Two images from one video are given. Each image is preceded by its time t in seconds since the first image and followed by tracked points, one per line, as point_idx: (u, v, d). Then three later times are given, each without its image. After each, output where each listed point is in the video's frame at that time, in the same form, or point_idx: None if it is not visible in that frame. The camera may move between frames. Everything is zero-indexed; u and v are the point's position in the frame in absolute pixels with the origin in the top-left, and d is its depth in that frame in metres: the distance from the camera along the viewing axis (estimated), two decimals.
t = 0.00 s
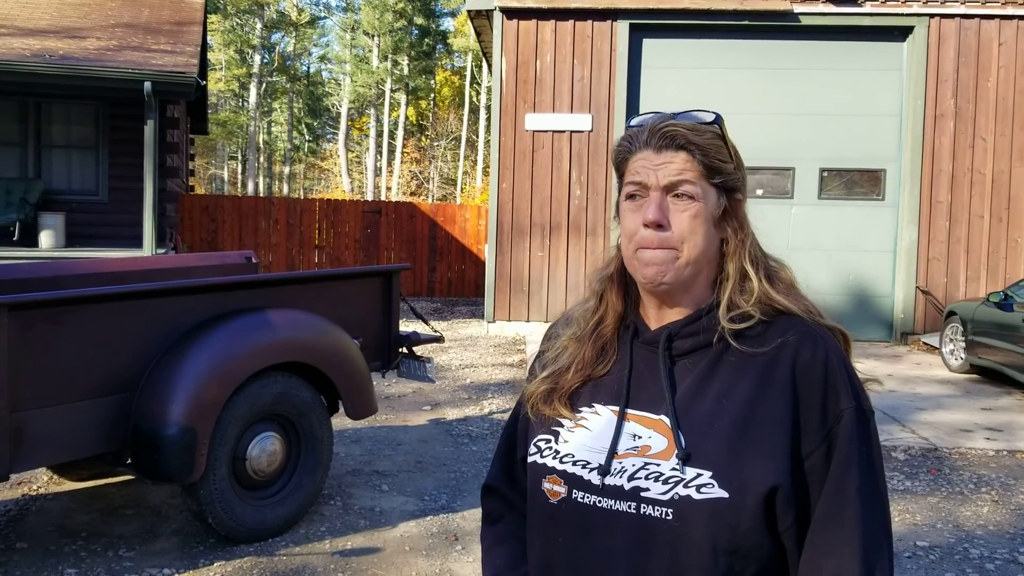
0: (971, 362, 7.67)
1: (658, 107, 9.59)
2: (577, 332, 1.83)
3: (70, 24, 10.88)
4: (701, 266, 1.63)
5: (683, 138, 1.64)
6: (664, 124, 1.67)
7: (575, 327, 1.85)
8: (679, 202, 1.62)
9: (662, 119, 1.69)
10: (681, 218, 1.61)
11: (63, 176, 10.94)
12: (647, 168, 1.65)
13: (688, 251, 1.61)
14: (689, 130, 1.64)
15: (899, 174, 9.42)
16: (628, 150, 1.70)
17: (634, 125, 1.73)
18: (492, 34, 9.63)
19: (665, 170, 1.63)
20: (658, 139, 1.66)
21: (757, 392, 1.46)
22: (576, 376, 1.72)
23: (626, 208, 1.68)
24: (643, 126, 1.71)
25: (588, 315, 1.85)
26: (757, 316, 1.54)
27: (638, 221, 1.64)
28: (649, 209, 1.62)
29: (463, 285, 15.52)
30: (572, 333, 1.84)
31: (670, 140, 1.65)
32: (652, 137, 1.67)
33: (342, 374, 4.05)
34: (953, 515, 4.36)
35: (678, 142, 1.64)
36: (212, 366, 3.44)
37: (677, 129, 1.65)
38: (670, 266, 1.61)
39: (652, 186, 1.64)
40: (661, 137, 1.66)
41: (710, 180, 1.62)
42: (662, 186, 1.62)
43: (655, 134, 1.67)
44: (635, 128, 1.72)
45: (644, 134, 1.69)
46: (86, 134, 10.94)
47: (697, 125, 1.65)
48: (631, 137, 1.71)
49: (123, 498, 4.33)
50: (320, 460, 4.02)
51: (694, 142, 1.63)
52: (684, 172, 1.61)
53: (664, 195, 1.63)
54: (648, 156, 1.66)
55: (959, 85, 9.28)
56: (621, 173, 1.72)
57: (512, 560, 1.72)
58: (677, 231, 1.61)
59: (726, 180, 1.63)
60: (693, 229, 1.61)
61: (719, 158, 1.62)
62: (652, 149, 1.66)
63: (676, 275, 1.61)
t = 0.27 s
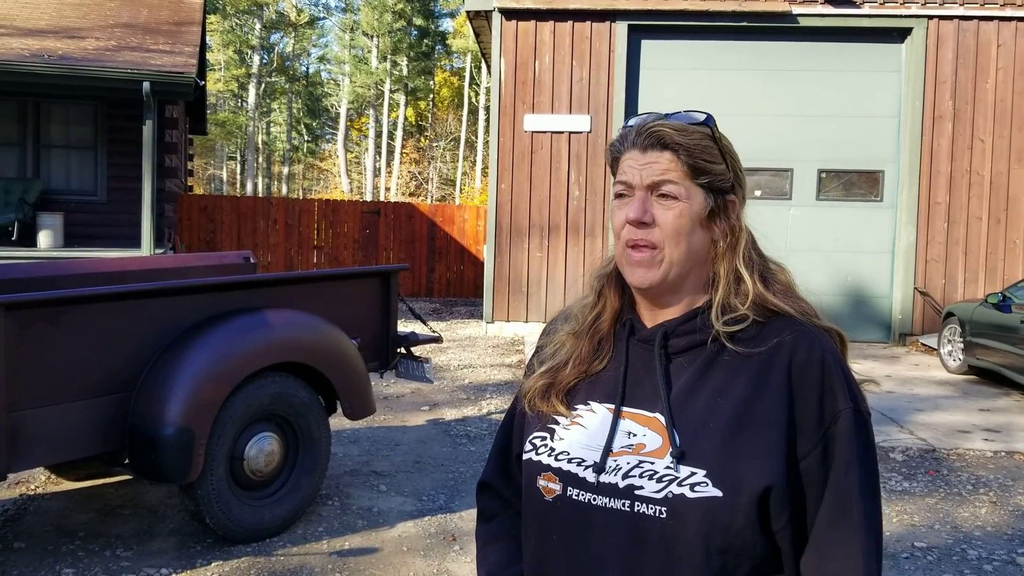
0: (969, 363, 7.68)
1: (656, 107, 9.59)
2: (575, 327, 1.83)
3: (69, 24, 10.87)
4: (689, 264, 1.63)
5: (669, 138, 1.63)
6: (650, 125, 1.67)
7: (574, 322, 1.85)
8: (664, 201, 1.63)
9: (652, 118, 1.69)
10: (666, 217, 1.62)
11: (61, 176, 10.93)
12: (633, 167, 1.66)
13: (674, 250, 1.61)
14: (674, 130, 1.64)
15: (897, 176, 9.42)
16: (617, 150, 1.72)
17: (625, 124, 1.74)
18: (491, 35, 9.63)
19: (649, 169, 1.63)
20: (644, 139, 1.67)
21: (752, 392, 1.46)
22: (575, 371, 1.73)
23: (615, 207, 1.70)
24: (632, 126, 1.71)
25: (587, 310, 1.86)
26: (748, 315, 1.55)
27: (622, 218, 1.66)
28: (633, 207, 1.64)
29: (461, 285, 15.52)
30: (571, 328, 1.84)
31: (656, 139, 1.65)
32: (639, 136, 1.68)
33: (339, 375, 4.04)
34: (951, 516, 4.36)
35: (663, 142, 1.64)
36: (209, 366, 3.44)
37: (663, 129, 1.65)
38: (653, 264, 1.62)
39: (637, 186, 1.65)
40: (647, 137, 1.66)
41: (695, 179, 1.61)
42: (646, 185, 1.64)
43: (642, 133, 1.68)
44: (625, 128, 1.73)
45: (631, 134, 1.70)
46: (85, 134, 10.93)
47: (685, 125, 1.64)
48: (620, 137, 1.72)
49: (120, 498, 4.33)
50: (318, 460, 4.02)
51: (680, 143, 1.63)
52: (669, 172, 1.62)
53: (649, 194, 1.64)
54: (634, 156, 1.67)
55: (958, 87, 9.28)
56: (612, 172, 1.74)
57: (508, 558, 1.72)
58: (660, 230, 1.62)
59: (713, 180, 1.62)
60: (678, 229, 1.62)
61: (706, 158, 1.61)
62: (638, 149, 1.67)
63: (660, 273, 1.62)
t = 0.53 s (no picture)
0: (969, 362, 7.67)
1: (656, 107, 9.59)
2: (574, 328, 1.83)
3: (68, 23, 10.87)
4: (693, 267, 1.63)
5: (674, 141, 1.63)
6: (655, 127, 1.66)
7: (572, 323, 1.85)
8: (670, 204, 1.62)
9: (655, 121, 1.68)
10: (672, 220, 1.61)
11: (61, 175, 10.93)
12: (638, 170, 1.65)
13: (679, 254, 1.61)
14: (680, 133, 1.64)
15: (897, 175, 9.42)
16: (621, 153, 1.71)
17: (628, 127, 1.73)
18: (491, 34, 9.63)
19: (655, 173, 1.63)
20: (649, 142, 1.66)
21: (753, 391, 1.46)
22: (573, 371, 1.72)
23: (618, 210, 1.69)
24: (635, 129, 1.71)
25: (585, 312, 1.85)
26: (749, 315, 1.55)
27: (628, 222, 1.65)
28: (639, 211, 1.63)
29: (461, 285, 15.52)
30: (569, 329, 1.84)
31: (660, 142, 1.65)
32: (643, 139, 1.67)
33: (339, 374, 4.05)
34: (950, 515, 4.36)
35: (669, 145, 1.63)
36: (210, 365, 3.44)
37: (669, 132, 1.64)
38: (658, 266, 1.62)
39: (642, 189, 1.64)
40: (652, 140, 1.66)
41: (701, 183, 1.61)
42: (652, 189, 1.63)
43: (646, 136, 1.67)
44: (627, 131, 1.72)
45: (635, 136, 1.69)
46: (85, 133, 10.93)
47: (689, 128, 1.65)
48: (624, 140, 1.71)
49: (120, 497, 4.33)
50: (317, 459, 4.02)
51: (686, 146, 1.63)
52: (676, 175, 1.61)
53: (654, 198, 1.63)
54: (639, 159, 1.66)
55: (958, 86, 9.28)
56: (614, 175, 1.73)
57: (507, 558, 1.72)
58: (667, 234, 1.62)
59: (718, 183, 1.62)
60: (684, 232, 1.61)
61: (711, 161, 1.62)
62: (642, 152, 1.66)
63: (664, 276, 1.62)
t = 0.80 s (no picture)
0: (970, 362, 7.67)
1: (657, 107, 9.59)
2: (576, 330, 1.83)
3: (69, 24, 10.87)
4: (697, 266, 1.63)
5: (677, 141, 1.63)
6: (657, 128, 1.66)
7: (574, 324, 1.85)
8: (673, 205, 1.62)
9: (657, 121, 1.68)
10: (677, 221, 1.61)
11: (62, 176, 10.93)
12: (641, 171, 1.65)
13: (684, 254, 1.61)
14: (683, 134, 1.63)
15: (899, 175, 9.42)
16: (623, 154, 1.70)
17: (630, 128, 1.72)
18: (492, 35, 9.63)
19: (658, 174, 1.63)
20: (651, 143, 1.66)
21: (755, 390, 1.46)
22: (576, 372, 1.72)
23: (622, 210, 1.68)
24: (637, 130, 1.70)
25: (587, 313, 1.85)
26: (753, 315, 1.55)
27: (632, 223, 1.65)
28: (644, 212, 1.63)
29: (462, 285, 15.53)
30: (571, 330, 1.84)
31: (663, 142, 1.65)
32: (645, 140, 1.67)
33: (340, 374, 4.04)
34: (951, 515, 4.35)
35: (672, 146, 1.63)
36: (211, 365, 3.44)
37: (672, 133, 1.64)
38: (664, 266, 1.62)
39: (646, 189, 1.64)
40: (654, 141, 1.65)
41: (704, 182, 1.61)
42: (656, 189, 1.63)
43: (649, 137, 1.67)
44: (630, 131, 1.71)
45: (637, 137, 1.68)
46: (86, 134, 10.94)
47: (690, 128, 1.64)
48: (626, 140, 1.71)
49: (121, 497, 4.33)
50: (318, 459, 4.02)
51: (689, 147, 1.62)
52: (679, 175, 1.61)
53: (659, 198, 1.63)
54: (641, 159, 1.66)
55: (959, 86, 9.27)
56: (616, 176, 1.73)
57: (508, 559, 1.72)
58: (672, 234, 1.62)
59: (722, 183, 1.62)
60: (689, 232, 1.61)
61: (714, 161, 1.61)
62: (645, 153, 1.66)
63: (669, 276, 1.62)
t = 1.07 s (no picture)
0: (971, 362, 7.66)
1: (657, 106, 9.58)
2: (572, 329, 1.83)
3: (70, 23, 10.87)
4: (693, 264, 1.63)
5: (669, 139, 1.63)
6: (650, 127, 1.66)
7: (571, 323, 1.85)
8: (668, 203, 1.62)
9: (650, 120, 1.68)
10: (671, 219, 1.61)
11: (62, 175, 10.93)
12: (635, 170, 1.65)
13: (680, 251, 1.61)
14: (676, 132, 1.63)
15: (899, 175, 9.41)
16: (617, 152, 1.70)
17: (623, 128, 1.72)
18: (492, 34, 9.62)
19: (652, 172, 1.63)
20: (644, 141, 1.65)
21: (751, 390, 1.45)
22: (572, 372, 1.72)
23: (617, 209, 1.68)
24: (630, 129, 1.70)
25: (584, 312, 1.85)
26: (749, 313, 1.55)
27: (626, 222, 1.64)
28: (638, 211, 1.63)
29: (462, 284, 15.53)
30: (568, 330, 1.84)
31: (656, 141, 1.64)
32: (639, 139, 1.66)
33: (340, 373, 4.04)
34: (952, 515, 4.35)
35: (665, 144, 1.63)
36: (209, 365, 3.44)
37: (664, 131, 1.64)
38: (658, 265, 1.62)
39: (640, 188, 1.64)
40: (647, 140, 1.65)
41: (698, 181, 1.61)
42: (650, 188, 1.63)
43: (641, 136, 1.66)
44: (623, 130, 1.71)
45: (631, 136, 1.68)
46: (86, 133, 10.94)
47: (684, 125, 1.64)
48: (619, 139, 1.70)
49: (121, 497, 4.33)
50: (318, 459, 4.02)
51: (682, 145, 1.62)
52: (673, 174, 1.61)
53: (653, 197, 1.63)
54: (635, 159, 1.66)
55: (959, 85, 9.27)
56: (610, 174, 1.73)
57: (506, 560, 1.72)
58: (667, 232, 1.62)
59: (716, 180, 1.62)
60: (684, 230, 1.61)
61: (708, 159, 1.61)
62: (639, 152, 1.66)
63: (666, 274, 1.62)
